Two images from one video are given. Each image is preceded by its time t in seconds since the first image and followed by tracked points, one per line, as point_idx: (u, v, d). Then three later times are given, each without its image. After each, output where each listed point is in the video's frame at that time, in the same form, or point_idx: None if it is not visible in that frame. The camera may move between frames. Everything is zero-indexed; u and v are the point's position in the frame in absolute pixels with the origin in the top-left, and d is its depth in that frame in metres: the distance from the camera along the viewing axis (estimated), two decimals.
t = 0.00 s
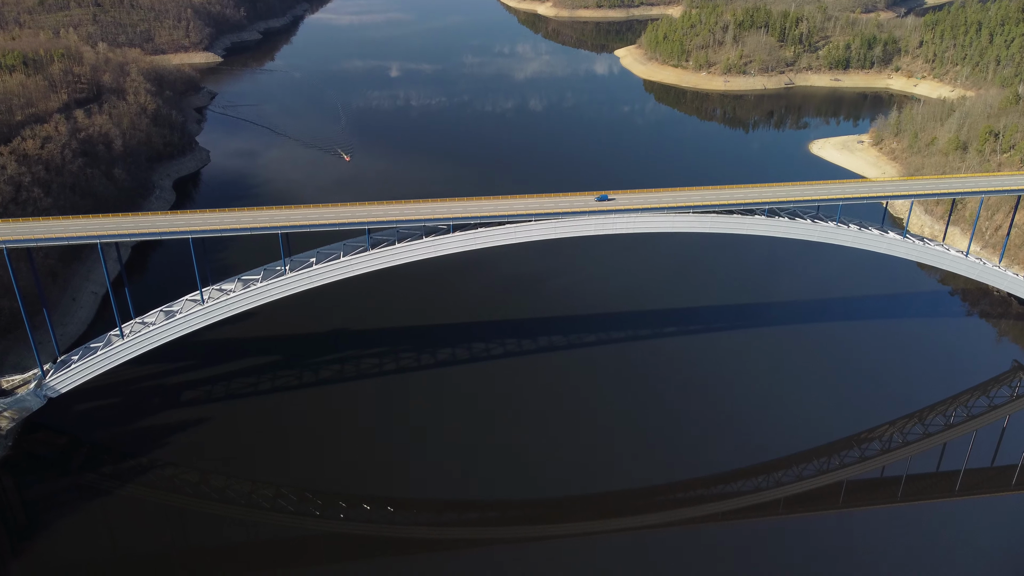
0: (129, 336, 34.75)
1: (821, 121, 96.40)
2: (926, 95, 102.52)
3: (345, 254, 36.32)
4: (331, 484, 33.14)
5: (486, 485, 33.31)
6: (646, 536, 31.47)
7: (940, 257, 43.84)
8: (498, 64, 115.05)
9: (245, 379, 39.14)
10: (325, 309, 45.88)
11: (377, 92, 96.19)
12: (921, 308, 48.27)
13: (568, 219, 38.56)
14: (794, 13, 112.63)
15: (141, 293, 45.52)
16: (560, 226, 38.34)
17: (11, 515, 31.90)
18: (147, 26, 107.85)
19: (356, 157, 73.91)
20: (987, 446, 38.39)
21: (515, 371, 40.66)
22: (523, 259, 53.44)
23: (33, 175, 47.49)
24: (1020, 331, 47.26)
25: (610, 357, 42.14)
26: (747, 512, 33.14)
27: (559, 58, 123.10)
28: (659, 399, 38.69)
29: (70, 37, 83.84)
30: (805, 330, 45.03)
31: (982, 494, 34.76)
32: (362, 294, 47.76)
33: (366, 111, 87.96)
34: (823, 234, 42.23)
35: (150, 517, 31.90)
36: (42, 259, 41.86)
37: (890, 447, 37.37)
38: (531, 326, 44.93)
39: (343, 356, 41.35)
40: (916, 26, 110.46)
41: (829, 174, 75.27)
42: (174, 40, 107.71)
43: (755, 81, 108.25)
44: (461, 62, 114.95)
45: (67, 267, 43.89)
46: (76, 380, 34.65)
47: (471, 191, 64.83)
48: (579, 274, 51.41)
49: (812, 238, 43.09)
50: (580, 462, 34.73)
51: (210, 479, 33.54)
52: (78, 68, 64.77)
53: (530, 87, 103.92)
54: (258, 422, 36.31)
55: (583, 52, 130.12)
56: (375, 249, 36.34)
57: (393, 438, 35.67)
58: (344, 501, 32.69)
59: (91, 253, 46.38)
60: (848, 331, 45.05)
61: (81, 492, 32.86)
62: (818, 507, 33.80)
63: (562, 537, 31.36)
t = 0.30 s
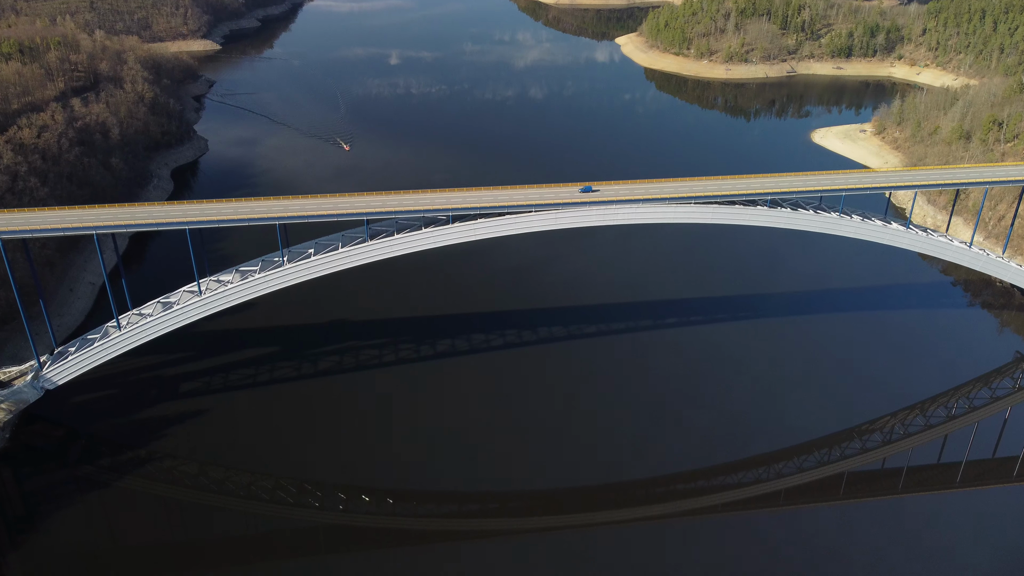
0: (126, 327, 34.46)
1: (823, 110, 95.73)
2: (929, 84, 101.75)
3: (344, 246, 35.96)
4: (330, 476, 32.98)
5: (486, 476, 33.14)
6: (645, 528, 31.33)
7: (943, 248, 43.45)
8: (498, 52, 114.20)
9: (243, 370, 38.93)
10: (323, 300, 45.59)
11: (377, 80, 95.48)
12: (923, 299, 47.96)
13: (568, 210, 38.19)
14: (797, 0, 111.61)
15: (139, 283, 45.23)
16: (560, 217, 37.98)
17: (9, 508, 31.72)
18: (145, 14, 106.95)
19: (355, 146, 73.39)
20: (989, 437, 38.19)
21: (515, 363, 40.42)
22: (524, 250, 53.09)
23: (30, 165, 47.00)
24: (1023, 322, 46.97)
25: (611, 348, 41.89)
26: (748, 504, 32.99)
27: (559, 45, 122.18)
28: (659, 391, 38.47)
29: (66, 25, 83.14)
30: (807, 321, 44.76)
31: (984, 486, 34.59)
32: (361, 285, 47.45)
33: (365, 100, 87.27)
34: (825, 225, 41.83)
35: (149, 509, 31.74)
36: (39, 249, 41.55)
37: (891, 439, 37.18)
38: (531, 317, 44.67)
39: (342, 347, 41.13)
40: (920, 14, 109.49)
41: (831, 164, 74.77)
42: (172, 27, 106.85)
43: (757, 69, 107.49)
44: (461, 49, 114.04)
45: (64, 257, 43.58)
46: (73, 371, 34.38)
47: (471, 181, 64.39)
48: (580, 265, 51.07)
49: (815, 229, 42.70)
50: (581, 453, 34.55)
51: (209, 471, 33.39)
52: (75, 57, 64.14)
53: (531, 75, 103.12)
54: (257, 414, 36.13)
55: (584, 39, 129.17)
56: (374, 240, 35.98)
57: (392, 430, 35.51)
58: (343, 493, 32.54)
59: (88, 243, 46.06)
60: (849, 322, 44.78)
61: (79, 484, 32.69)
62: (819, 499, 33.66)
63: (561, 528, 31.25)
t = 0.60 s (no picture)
0: (132, 320, 34.24)
1: (832, 102, 94.77)
2: (940, 76, 100.55)
3: (350, 239, 35.65)
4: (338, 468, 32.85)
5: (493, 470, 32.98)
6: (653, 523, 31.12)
7: (955, 243, 42.88)
8: (505, 42, 113.51)
9: (249, 363, 38.79)
10: (330, 293, 45.37)
11: (383, 70, 95.03)
12: (934, 294, 47.43)
13: (575, 203, 37.82)
14: None
15: (145, 275, 45.12)
16: (567, 210, 37.61)
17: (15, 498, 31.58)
18: (151, 3, 106.68)
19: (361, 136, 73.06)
20: (1000, 435, 37.74)
21: (521, 357, 40.16)
22: (531, 243, 52.79)
23: (35, 156, 46.54)
24: None
25: (618, 342, 41.59)
26: (757, 500, 32.71)
27: (567, 35, 121.36)
28: (668, 386, 38.17)
29: (72, 15, 82.75)
30: (817, 316, 44.33)
31: (995, 483, 34.18)
32: (367, 278, 47.24)
33: (371, 90, 86.85)
34: (835, 219, 41.30)
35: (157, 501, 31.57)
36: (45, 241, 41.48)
37: (901, 435, 36.79)
38: (538, 311, 44.37)
39: (349, 341, 40.93)
40: (931, 5, 108.34)
41: (841, 157, 74.04)
42: (178, 17, 106.58)
43: (766, 60, 106.50)
44: (468, 40, 113.40)
45: (70, 249, 43.50)
46: (80, 363, 34.13)
47: (477, 173, 64.04)
48: (587, 259, 50.75)
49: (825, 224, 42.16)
50: (588, 448, 34.31)
51: (217, 463, 33.24)
52: (81, 47, 64.12)
53: (537, 65, 102.50)
54: (263, 407, 35.99)
55: (591, 30, 128.31)
56: (380, 233, 35.66)
57: (398, 423, 35.32)
58: (351, 486, 32.35)
59: (94, 235, 45.97)
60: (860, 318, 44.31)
61: (86, 476, 32.50)
62: (828, 496, 33.35)
63: (569, 523, 31.01)
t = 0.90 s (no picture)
0: (191, 304, 34.90)
1: (902, 102, 90.99)
2: (1019, 77, 95.40)
3: (404, 231, 35.67)
4: (385, 458, 33.01)
5: (539, 465, 32.67)
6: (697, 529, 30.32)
7: None
8: (563, 36, 112.55)
9: (303, 350, 39.26)
10: (383, 283, 45.65)
11: (442, 62, 95.26)
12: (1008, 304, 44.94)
13: (632, 202, 37.00)
14: None
15: (205, 259, 46.23)
16: (623, 209, 36.79)
17: (74, 471, 32.08)
18: None
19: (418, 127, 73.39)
20: None
21: (572, 355, 39.59)
22: (584, 241, 52.10)
23: (104, 141, 47.43)
24: None
25: (672, 344, 40.65)
26: (807, 510, 31.60)
27: (627, 30, 119.65)
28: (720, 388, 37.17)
29: (144, 4, 85.27)
30: (881, 324, 42.51)
31: None
32: (420, 270, 47.39)
33: (429, 81, 87.16)
34: (903, 225, 39.35)
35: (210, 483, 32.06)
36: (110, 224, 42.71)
37: (966, 451, 34.82)
38: (589, 309, 43.78)
39: (400, 332, 41.10)
40: (1013, 2, 102.92)
41: (909, 160, 71.01)
42: (244, 7, 108.83)
43: (833, 58, 102.90)
44: (526, 33, 112.84)
45: (134, 232, 44.91)
46: (140, 345, 34.68)
47: (532, 167, 63.60)
48: (642, 258, 49.83)
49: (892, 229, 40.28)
50: (637, 450, 33.57)
51: (268, 447, 33.71)
52: (149, 35, 65.70)
53: (595, 59, 101.33)
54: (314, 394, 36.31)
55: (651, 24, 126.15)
56: (433, 227, 35.52)
57: (446, 416, 35.22)
58: (397, 475, 32.44)
59: (158, 220, 47.33)
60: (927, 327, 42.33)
61: (144, 455, 33.10)
62: (885, 510, 31.95)
63: (611, 524, 30.48)
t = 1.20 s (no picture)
0: (277, 289, 35.46)
1: (1017, 112, 84.17)
2: None
3: (485, 227, 35.38)
4: (456, 451, 32.65)
5: (610, 469, 31.74)
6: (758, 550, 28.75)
7: None
8: (656, 33, 110.18)
9: (381, 339, 39.44)
10: (462, 278, 45.61)
11: (532, 57, 94.91)
12: None
13: (721, 206, 35.14)
14: None
15: (292, 245, 47.42)
16: (707, 213, 34.87)
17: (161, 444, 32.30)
18: None
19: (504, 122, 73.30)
20: None
21: (651, 360, 38.32)
22: (667, 245, 50.58)
23: (204, 126, 49.23)
24: None
25: (757, 355, 38.78)
26: (890, 537, 29.38)
27: (722, 28, 116.06)
28: (802, 404, 35.19)
29: None
30: (986, 346, 39.20)
31: None
32: (499, 266, 47.14)
33: (518, 76, 86.94)
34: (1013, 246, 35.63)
35: (288, 464, 32.10)
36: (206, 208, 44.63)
37: None
38: (670, 313, 42.39)
39: (476, 327, 40.86)
40: None
41: None
42: None
43: (941, 63, 96.39)
44: (618, 29, 111.15)
45: (227, 216, 46.59)
46: (228, 326, 35.50)
47: (617, 167, 62.30)
48: (728, 265, 47.87)
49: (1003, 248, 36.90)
50: (715, 462, 32.06)
51: (344, 432, 33.73)
52: (251, 26, 67.87)
53: (687, 57, 98.62)
54: (392, 384, 36.24)
55: (747, 23, 121.86)
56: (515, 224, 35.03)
57: (519, 414, 34.66)
58: (467, 469, 31.93)
59: (250, 205, 48.91)
60: None
61: (227, 431, 33.37)
62: (976, 544, 29.38)
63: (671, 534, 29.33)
